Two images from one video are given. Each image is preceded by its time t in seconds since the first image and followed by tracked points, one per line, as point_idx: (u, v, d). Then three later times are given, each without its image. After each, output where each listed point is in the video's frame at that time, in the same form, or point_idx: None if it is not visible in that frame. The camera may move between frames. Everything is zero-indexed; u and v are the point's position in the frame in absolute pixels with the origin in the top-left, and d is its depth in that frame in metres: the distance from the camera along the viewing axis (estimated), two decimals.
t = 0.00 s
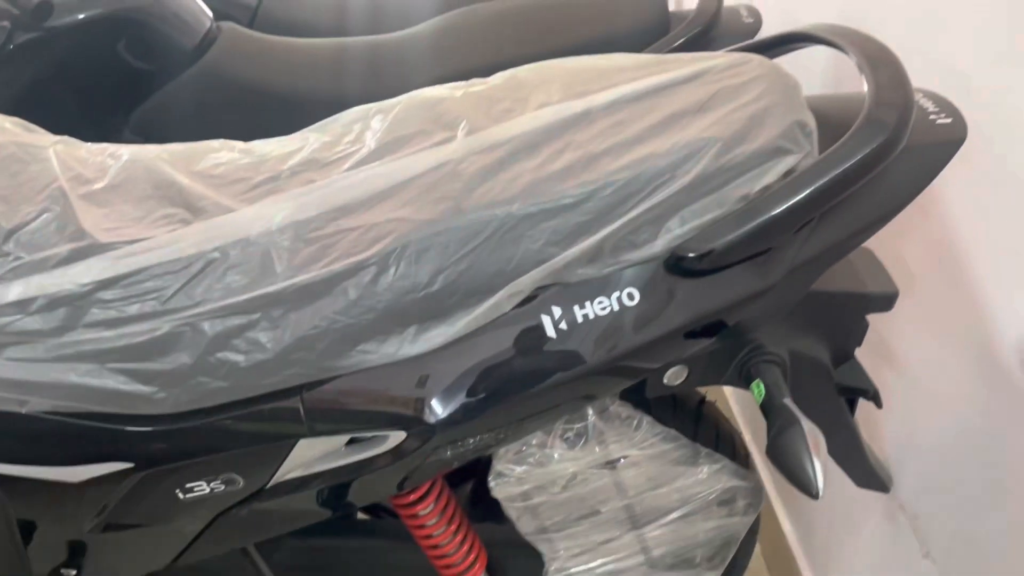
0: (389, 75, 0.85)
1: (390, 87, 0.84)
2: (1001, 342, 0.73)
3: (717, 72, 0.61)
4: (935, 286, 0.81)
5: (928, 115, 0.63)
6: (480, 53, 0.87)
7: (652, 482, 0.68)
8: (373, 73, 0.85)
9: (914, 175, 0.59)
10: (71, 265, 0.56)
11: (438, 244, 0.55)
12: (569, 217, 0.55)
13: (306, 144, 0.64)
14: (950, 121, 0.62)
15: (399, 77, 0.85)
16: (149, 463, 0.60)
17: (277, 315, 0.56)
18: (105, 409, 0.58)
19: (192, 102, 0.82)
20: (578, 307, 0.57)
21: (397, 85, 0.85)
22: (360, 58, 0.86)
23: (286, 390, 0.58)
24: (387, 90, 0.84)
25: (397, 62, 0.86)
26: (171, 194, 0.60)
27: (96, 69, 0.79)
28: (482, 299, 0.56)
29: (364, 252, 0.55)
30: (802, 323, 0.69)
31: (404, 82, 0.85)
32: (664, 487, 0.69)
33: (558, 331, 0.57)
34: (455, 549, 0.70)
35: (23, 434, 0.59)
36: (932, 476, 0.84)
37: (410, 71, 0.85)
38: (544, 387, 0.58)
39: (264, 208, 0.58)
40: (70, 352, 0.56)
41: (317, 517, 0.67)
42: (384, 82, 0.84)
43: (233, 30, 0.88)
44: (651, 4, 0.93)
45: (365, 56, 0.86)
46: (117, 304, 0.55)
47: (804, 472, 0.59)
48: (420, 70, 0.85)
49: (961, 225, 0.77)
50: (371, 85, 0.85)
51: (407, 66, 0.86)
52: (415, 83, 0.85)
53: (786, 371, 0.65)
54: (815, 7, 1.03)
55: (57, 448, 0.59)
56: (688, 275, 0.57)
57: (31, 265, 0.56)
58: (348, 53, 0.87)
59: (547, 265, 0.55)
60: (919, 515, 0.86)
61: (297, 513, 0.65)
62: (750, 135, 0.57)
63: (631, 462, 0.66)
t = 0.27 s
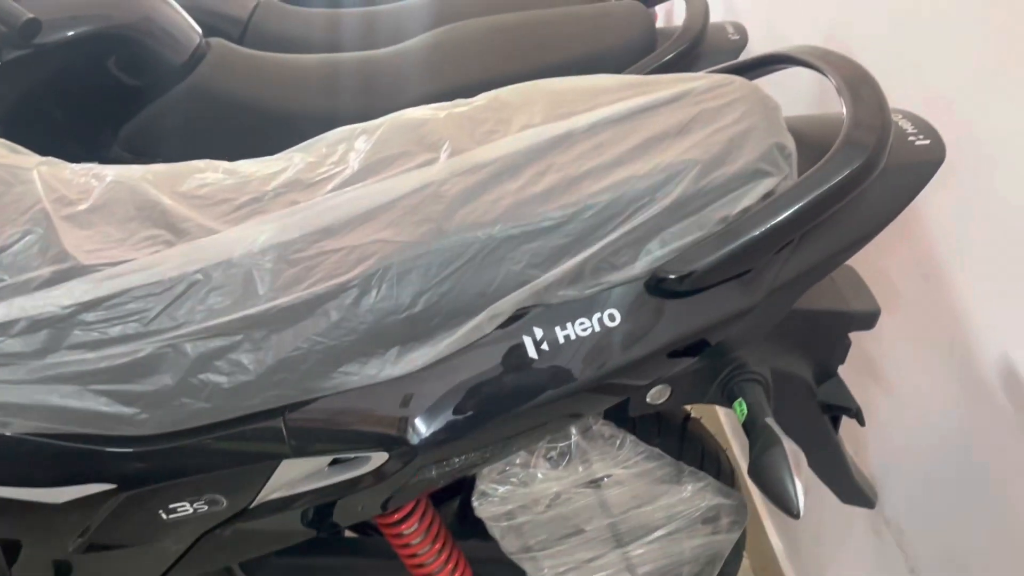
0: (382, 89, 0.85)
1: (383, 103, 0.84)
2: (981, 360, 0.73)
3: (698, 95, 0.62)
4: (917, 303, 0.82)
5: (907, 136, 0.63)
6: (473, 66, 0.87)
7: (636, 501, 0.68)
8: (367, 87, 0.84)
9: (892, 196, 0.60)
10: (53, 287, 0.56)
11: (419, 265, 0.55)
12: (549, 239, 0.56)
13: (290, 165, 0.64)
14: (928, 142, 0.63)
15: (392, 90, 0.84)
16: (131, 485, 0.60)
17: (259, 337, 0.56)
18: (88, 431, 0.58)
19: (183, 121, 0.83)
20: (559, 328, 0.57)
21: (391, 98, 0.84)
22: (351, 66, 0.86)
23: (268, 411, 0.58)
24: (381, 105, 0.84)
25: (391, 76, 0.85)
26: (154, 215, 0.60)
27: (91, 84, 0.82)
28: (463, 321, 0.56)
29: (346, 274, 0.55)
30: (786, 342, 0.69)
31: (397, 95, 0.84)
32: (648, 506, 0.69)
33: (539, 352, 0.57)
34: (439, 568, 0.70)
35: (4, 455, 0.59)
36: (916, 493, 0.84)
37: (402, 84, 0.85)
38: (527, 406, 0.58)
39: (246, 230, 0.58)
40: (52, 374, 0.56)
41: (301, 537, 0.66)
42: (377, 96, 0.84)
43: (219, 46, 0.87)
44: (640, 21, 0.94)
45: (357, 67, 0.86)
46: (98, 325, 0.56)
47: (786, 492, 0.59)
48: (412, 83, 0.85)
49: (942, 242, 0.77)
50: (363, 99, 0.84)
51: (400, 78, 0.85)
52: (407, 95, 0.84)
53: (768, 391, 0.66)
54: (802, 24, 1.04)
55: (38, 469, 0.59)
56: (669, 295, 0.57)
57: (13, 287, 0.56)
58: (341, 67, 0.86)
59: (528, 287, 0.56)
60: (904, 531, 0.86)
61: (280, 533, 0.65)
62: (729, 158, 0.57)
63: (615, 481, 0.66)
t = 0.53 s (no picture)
0: (379, 93, 0.85)
1: (381, 106, 0.84)
2: (974, 365, 0.73)
3: (690, 99, 0.62)
4: (910, 308, 0.81)
5: (899, 141, 0.63)
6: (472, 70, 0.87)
7: (629, 506, 0.68)
8: (364, 91, 0.84)
9: (884, 200, 0.60)
10: (41, 292, 0.56)
11: (410, 270, 0.55)
12: (540, 244, 0.56)
13: (281, 169, 0.64)
14: (920, 146, 0.63)
15: (390, 93, 0.84)
16: (120, 490, 0.60)
17: (249, 342, 0.56)
18: (77, 437, 0.57)
19: (181, 121, 0.84)
20: (550, 333, 0.57)
21: (389, 100, 0.84)
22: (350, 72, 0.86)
23: (258, 416, 0.58)
24: (378, 107, 0.84)
25: (388, 79, 0.85)
26: (143, 220, 0.60)
27: (90, 89, 0.81)
28: (454, 326, 0.56)
29: (336, 278, 0.55)
30: (779, 347, 0.68)
31: (394, 98, 0.84)
32: (641, 511, 0.68)
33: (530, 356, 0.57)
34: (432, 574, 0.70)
35: None
36: (910, 498, 0.84)
37: (399, 87, 0.85)
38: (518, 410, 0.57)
39: (236, 235, 0.58)
40: (40, 379, 0.55)
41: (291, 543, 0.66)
42: (375, 100, 0.84)
43: (213, 49, 0.88)
44: (636, 24, 0.94)
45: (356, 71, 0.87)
46: (86, 331, 0.55)
47: (778, 497, 0.59)
48: (409, 86, 0.85)
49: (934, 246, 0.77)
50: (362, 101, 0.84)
51: (397, 81, 0.85)
52: (404, 98, 0.84)
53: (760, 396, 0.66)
54: (796, 28, 1.04)
55: (27, 475, 0.59)
56: (660, 300, 0.57)
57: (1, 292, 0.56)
58: (339, 71, 0.87)
59: (519, 291, 0.55)
60: (898, 536, 0.86)
61: (271, 539, 0.65)
62: (720, 162, 0.57)
63: (607, 486, 0.66)
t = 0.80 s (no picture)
0: (376, 87, 0.84)
1: (379, 99, 0.83)
2: (971, 358, 0.73)
3: (685, 89, 0.61)
4: (907, 301, 0.81)
5: (894, 131, 0.63)
6: (471, 66, 0.86)
7: (624, 499, 0.67)
8: (362, 85, 0.84)
9: (879, 189, 0.59)
10: (30, 282, 0.55)
11: (402, 259, 0.54)
12: (534, 233, 0.55)
13: (274, 160, 0.63)
14: (916, 136, 0.62)
15: (388, 86, 0.84)
16: (111, 482, 0.60)
17: (240, 332, 0.55)
18: (68, 427, 0.57)
19: (174, 120, 0.80)
20: (544, 322, 0.56)
21: (387, 95, 0.84)
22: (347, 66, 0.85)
23: (249, 406, 0.58)
24: (375, 102, 0.83)
25: (385, 74, 0.85)
26: (134, 210, 0.60)
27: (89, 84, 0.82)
28: (447, 315, 0.56)
29: (327, 267, 0.55)
30: (775, 338, 0.68)
31: (391, 93, 0.84)
32: (636, 504, 0.68)
33: (523, 346, 0.56)
34: (425, 567, 0.69)
35: None
36: (907, 492, 0.83)
37: (396, 81, 0.84)
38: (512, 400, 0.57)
39: (228, 225, 0.57)
40: (29, 369, 0.55)
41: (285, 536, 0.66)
42: (372, 94, 0.83)
43: (210, 42, 0.85)
44: (633, 19, 0.94)
45: (352, 66, 0.86)
46: (77, 320, 0.55)
47: (773, 489, 0.58)
48: (406, 80, 0.84)
49: (931, 239, 0.77)
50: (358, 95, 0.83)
51: (394, 76, 0.85)
52: (401, 93, 0.84)
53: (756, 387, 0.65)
54: (793, 24, 1.04)
55: (16, 467, 0.58)
56: (654, 290, 0.56)
57: None
58: (337, 65, 0.86)
59: (513, 280, 0.55)
60: (895, 531, 0.86)
61: (263, 532, 0.64)
62: (715, 151, 0.57)
63: (602, 479, 0.66)
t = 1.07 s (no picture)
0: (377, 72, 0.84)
1: (381, 80, 0.82)
2: (973, 339, 0.72)
3: (685, 65, 0.61)
4: (907, 284, 0.81)
5: (895, 108, 0.63)
6: (472, 50, 0.86)
7: (622, 480, 0.67)
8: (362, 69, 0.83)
9: (879, 165, 0.59)
10: (25, 257, 0.55)
11: (399, 234, 0.54)
12: (532, 208, 0.55)
13: (271, 138, 0.63)
14: (917, 113, 0.62)
15: (388, 71, 0.83)
16: (106, 461, 0.59)
17: (236, 307, 0.55)
18: (62, 405, 0.57)
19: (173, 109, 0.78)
20: (542, 299, 0.56)
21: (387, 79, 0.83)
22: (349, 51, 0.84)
23: (244, 384, 0.57)
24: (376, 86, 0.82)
25: (386, 58, 0.84)
26: (130, 187, 0.60)
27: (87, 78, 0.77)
28: (444, 290, 0.55)
29: (323, 242, 0.54)
30: (775, 319, 0.68)
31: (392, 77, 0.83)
32: (635, 486, 0.67)
33: (521, 323, 0.55)
34: (422, 549, 0.68)
35: None
36: (908, 476, 0.83)
37: (397, 66, 0.84)
38: (508, 378, 0.57)
39: (224, 201, 0.57)
40: (24, 345, 0.55)
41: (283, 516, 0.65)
42: (372, 78, 0.83)
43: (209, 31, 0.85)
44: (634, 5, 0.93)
45: (354, 52, 0.84)
46: (72, 295, 0.55)
47: (772, 467, 0.58)
48: (407, 64, 0.84)
49: (931, 221, 0.76)
50: (360, 79, 0.82)
51: (395, 60, 0.84)
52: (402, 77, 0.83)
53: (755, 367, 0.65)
54: (795, 10, 1.03)
55: (8, 446, 0.57)
56: (652, 265, 0.56)
57: None
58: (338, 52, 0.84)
59: (510, 255, 0.55)
60: (895, 516, 0.85)
61: (259, 513, 0.64)
62: (713, 126, 0.56)
63: (600, 459, 0.65)
